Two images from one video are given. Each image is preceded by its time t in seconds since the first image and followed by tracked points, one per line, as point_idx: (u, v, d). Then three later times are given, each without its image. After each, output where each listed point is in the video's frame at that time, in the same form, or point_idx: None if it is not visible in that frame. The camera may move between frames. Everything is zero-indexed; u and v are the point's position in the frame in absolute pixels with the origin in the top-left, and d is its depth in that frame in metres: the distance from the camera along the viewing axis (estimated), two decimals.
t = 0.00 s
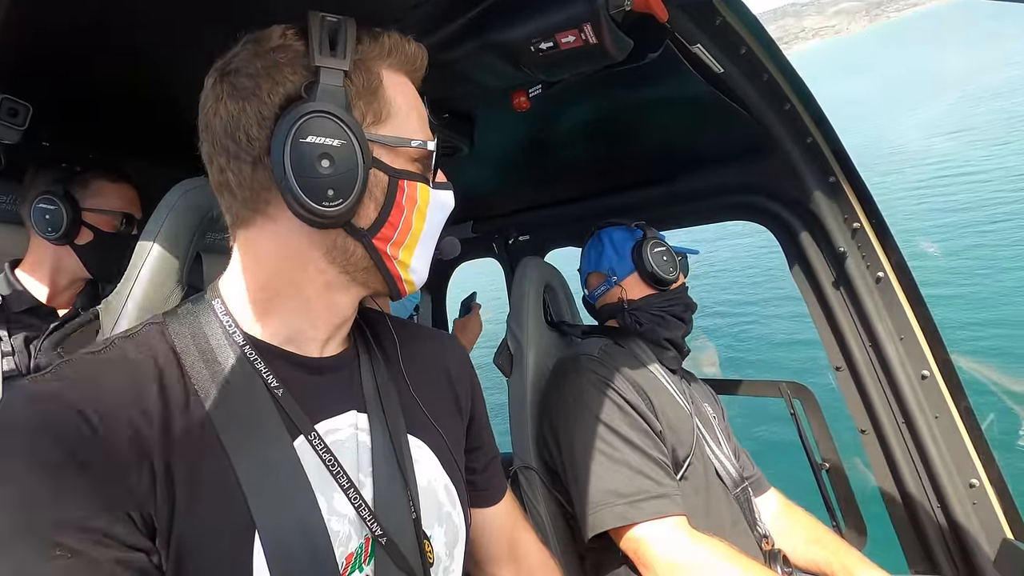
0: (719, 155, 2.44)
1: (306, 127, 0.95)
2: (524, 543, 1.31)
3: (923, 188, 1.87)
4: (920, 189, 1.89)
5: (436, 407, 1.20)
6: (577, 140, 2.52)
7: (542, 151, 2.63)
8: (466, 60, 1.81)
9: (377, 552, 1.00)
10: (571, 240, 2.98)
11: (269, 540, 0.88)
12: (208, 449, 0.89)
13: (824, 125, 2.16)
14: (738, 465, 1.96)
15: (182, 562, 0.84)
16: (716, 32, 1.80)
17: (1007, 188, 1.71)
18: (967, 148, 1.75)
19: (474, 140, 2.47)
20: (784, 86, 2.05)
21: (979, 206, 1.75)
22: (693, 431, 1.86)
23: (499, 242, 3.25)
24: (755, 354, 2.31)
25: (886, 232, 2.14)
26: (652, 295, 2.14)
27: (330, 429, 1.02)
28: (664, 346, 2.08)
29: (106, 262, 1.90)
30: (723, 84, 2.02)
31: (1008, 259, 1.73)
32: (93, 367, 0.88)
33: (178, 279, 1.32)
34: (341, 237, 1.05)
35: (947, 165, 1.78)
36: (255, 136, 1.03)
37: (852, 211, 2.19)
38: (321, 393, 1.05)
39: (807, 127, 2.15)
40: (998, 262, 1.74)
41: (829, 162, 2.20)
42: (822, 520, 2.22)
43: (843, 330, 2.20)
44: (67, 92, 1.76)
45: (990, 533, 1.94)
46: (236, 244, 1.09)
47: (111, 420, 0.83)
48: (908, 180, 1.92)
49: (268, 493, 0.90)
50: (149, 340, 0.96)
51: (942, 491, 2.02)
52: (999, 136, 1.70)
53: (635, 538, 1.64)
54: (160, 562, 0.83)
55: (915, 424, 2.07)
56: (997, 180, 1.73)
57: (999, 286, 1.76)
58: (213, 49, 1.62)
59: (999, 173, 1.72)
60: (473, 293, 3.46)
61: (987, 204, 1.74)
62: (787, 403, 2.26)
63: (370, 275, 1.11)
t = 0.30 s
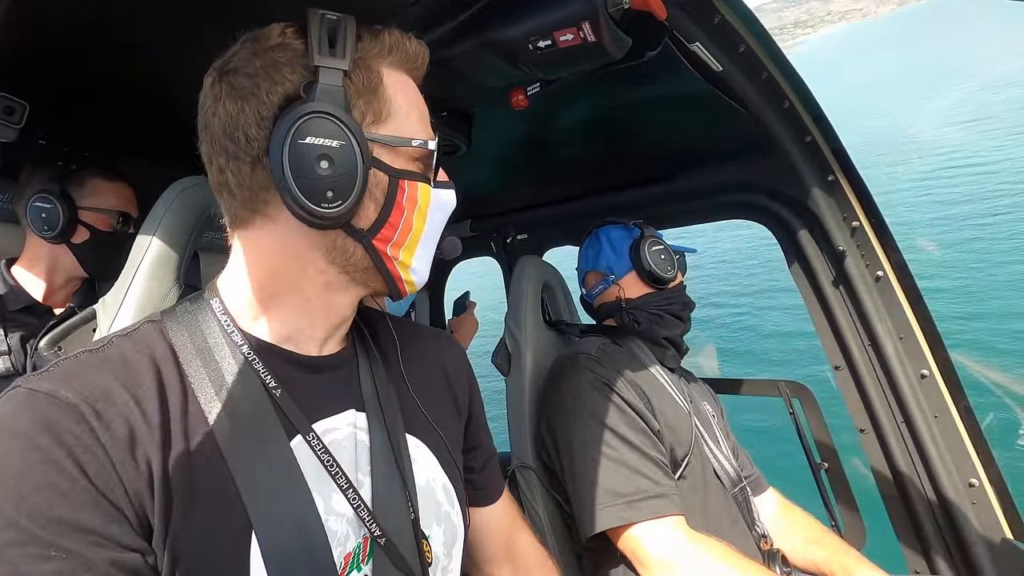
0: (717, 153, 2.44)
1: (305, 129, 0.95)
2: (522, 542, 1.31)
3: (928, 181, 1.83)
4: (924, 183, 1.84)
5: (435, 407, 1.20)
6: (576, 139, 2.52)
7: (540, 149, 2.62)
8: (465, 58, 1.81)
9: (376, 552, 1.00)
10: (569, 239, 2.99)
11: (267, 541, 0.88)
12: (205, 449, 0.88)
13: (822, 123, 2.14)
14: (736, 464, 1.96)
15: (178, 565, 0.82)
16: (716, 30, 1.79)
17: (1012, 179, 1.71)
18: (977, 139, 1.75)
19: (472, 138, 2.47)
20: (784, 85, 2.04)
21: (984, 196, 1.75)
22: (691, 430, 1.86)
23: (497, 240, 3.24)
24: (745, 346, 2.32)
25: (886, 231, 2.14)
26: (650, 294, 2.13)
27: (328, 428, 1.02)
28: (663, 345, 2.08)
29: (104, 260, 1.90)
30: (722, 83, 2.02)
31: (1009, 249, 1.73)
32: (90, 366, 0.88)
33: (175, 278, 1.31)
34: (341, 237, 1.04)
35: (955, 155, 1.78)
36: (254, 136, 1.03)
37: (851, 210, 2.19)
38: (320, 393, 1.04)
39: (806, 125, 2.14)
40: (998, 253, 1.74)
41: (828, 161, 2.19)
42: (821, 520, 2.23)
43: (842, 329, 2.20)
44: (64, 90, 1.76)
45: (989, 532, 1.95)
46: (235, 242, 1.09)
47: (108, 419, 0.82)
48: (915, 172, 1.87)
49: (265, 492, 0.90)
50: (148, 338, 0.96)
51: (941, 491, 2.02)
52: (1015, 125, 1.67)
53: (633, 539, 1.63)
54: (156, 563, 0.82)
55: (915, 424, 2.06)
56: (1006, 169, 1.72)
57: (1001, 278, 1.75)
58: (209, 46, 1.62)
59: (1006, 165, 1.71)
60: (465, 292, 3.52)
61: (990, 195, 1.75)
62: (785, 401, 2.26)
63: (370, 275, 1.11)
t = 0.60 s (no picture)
0: (716, 152, 2.44)
1: (304, 136, 0.94)
2: (518, 541, 1.31)
3: (937, 172, 1.68)
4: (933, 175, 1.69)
5: (434, 408, 1.20)
6: (574, 138, 2.51)
7: (539, 148, 2.62)
8: (462, 57, 1.81)
9: (373, 553, 0.99)
10: (568, 237, 3.00)
11: (263, 542, 0.88)
12: (201, 451, 0.88)
13: (821, 122, 2.14)
14: (735, 464, 1.96)
15: (173, 566, 0.82)
16: (715, 29, 1.78)
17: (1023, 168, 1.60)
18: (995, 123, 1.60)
19: (471, 137, 2.47)
20: (782, 83, 2.03)
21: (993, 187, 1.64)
22: (690, 430, 1.85)
23: (494, 239, 3.24)
24: (736, 335, 2.29)
25: (885, 229, 2.13)
26: (648, 292, 2.13)
27: (326, 428, 1.01)
28: (663, 344, 2.08)
29: (100, 260, 1.89)
30: (720, 81, 2.01)
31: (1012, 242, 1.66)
32: (86, 365, 0.87)
33: (173, 275, 1.31)
34: (343, 244, 1.04)
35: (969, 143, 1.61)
36: (253, 141, 1.02)
37: (851, 209, 2.18)
38: (319, 393, 1.04)
39: (805, 123, 2.14)
40: (999, 246, 1.68)
41: (827, 159, 2.19)
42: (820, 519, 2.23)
43: (841, 327, 2.21)
44: (62, 89, 1.76)
45: (987, 530, 1.95)
46: (233, 242, 1.08)
47: (103, 419, 0.82)
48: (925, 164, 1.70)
49: (262, 493, 0.90)
50: (143, 337, 0.95)
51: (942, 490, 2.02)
52: None
53: (632, 538, 1.63)
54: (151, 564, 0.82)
55: (914, 422, 2.07)
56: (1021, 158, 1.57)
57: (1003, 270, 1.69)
58: (207, 44, 1.62)
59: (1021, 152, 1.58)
60: (462, 293, 3.49)
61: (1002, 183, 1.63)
62: (784, 400, 2.25)
63: (371, 279, 1.10)
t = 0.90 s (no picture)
0: (714, 151, 2.43)
1: (279, 132, 0.95)
2: (516, 540, 1.30)
3: (946, 162, 1.78)
4: (942, 165, 1.78)
5: (433, 406, 1.19)
6: (572, 137, 2.51)
7: (536, 147, 2.61)
8: (461, 55, 1.81)
9: (371, 553, 0.99)
10: (566, 236, 3.00)
11: (261, 542, 0.88)
12: (199, 448, 0.88)
13: (820, 120, 2.12)
14: (734, 463, 1.96)
15: (171, 565, 0.82)
16: (713, 27, 1.78)
17: None
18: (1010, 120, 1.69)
19: (468, 136, 2.46)
20: (782, 82, 2.02)
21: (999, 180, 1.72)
22: (689, 429, 1.85)
23: (492, 238, 3.24)
24: (730, 328, 2.35)
25: (884, 229, 2.12)
26: (648, 292, 2.13)
27: (324, 426, 1.01)
28: (659, 343, 2.08)
29: (98, 259, 1.88)
30: (719, 80, 2.01)
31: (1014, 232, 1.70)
32: (83, 362, 0.87)
33: (168, 276, 1.31)
34: (335, 239, 1.03)
35: (981, 135, 1.74)
36: (233, 146, 1.03)
37: (849, 208, 2.18)
38: (318, 391, 1.04)
39: (804, 122, 2.12)
40: (991, 241, 1.72)
41: (826, 158, 2.18)
42: (819, 519, 2.24)
43: (840, 326, 2.20)
44: (59, 87, 1.76)
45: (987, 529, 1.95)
46: (229, 241, 1.07)
47: (101, 416, 0.81)
48: (935, 154, 1.80)
49: (260, 492, 0.89)
50: (142, 335, 0.95)
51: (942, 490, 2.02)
52: None
53: (630, 538, 1.62)
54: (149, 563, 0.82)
55: (913, 421, 2.06)
56: None
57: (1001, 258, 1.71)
58: (204, 41, 1.62)
59: None
60: (459, 292, 3.48)
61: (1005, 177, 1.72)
62: (784, 400, 2.25)
63: (368, 271, 1.09)
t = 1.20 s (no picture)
0: (713, 149, 2.43)
1: (286, 130, 0.94)
2: (515, 540, 1.30)
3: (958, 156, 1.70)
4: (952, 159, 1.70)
5: (430, 406, 1.19)
6: (571, 135, 2.50)
7: (534, 146, 2.61)
8: (458, 53, 1.81)
9: (369, 554, 0.99)
10: (565, 235, 3.00)
11: (258, 544, 0.87)
12: (195, 450, 0.87)
13: (819, 118, 2.12)
14: (733, 463, 1.96)
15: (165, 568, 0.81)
16: (712, 26, 1.78)
17: None
18: None
19: (466, 134, 2.45)
20: (781, 80, 2.02)
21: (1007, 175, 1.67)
22: (689, 429, 1.85)
23: (491, 237, 3.25)
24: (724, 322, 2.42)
25: (884, 228, 2.13)
26: (650, 292, 2.13)
27: (320, 427, 1.01)
28: (659, 343, 2.08)
29: (95, 258, 1.88)
30: (718, 78, 2.01)
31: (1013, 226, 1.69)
32: (78, 363, 0.86)
33: (165, 273, 1.31)
34: (334, 237, 1.03)
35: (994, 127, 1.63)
36: (237, 140, 1.02)
37: (849, 206, 2.17)
38: (315, 391, 1.03)
39: (803, 120, 2.12)
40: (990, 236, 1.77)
41: (825, 156, 2.18)
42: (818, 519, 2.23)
43: (838, 324, 2.20)
44: (56, 86, 1.75)
45: (987, 529, 1.94)
46: (226, 240, 1.07)
47: (96, 417, 0.81)
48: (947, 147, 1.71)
49: (256, 494, 0.89)
50: (137, 335, 0.94)
51: (942, 491, 2.02)
52: None
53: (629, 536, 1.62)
54: (144, 565, 0.81)
55: (913, 420, 2.06)
56: None
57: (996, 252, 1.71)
58: (200, 39, 1.62)
59: None
60: (456, 293, 3.50)
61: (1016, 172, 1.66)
62: (782, 397, 2.24)
63: (366, 271, 1.09)
